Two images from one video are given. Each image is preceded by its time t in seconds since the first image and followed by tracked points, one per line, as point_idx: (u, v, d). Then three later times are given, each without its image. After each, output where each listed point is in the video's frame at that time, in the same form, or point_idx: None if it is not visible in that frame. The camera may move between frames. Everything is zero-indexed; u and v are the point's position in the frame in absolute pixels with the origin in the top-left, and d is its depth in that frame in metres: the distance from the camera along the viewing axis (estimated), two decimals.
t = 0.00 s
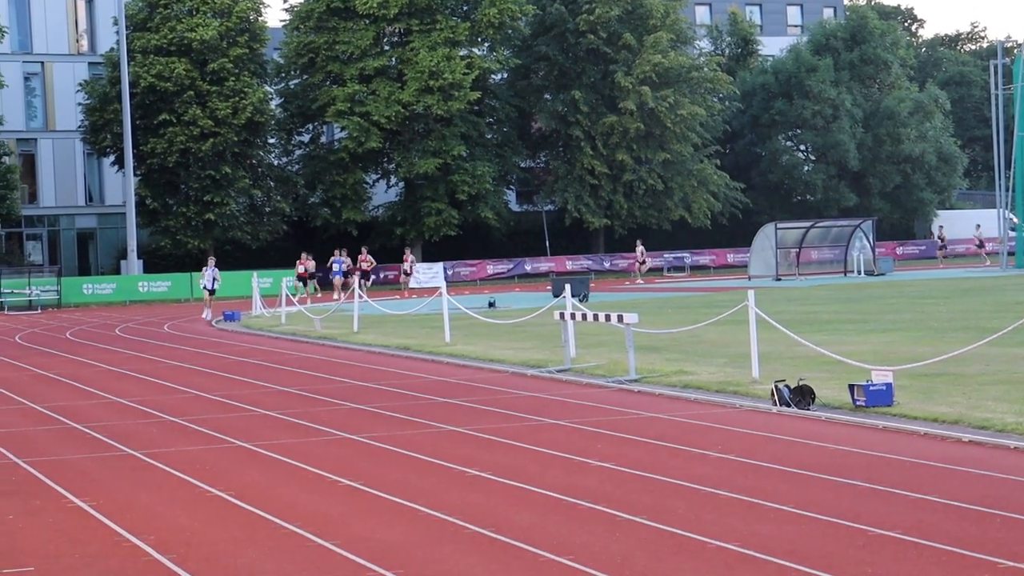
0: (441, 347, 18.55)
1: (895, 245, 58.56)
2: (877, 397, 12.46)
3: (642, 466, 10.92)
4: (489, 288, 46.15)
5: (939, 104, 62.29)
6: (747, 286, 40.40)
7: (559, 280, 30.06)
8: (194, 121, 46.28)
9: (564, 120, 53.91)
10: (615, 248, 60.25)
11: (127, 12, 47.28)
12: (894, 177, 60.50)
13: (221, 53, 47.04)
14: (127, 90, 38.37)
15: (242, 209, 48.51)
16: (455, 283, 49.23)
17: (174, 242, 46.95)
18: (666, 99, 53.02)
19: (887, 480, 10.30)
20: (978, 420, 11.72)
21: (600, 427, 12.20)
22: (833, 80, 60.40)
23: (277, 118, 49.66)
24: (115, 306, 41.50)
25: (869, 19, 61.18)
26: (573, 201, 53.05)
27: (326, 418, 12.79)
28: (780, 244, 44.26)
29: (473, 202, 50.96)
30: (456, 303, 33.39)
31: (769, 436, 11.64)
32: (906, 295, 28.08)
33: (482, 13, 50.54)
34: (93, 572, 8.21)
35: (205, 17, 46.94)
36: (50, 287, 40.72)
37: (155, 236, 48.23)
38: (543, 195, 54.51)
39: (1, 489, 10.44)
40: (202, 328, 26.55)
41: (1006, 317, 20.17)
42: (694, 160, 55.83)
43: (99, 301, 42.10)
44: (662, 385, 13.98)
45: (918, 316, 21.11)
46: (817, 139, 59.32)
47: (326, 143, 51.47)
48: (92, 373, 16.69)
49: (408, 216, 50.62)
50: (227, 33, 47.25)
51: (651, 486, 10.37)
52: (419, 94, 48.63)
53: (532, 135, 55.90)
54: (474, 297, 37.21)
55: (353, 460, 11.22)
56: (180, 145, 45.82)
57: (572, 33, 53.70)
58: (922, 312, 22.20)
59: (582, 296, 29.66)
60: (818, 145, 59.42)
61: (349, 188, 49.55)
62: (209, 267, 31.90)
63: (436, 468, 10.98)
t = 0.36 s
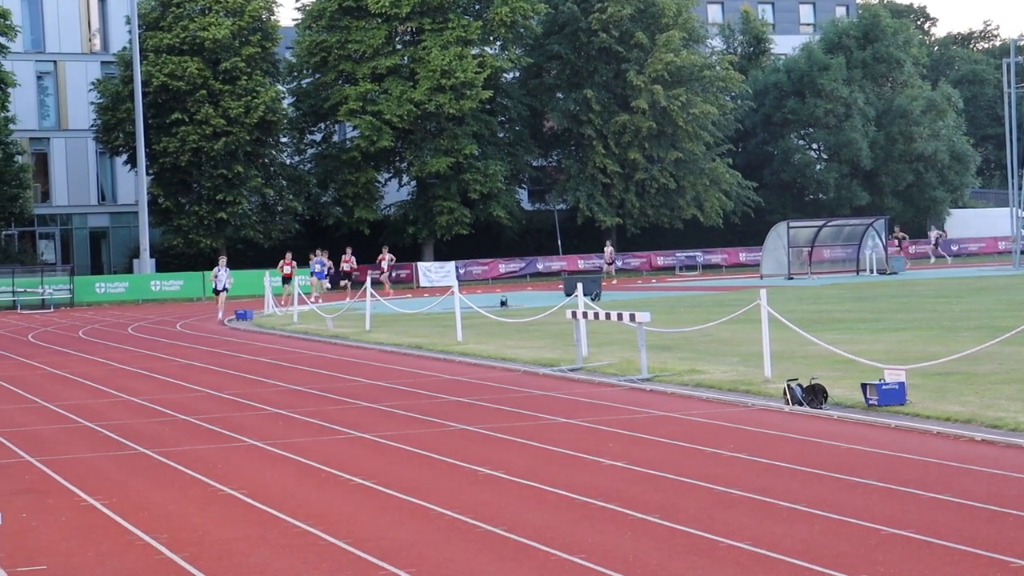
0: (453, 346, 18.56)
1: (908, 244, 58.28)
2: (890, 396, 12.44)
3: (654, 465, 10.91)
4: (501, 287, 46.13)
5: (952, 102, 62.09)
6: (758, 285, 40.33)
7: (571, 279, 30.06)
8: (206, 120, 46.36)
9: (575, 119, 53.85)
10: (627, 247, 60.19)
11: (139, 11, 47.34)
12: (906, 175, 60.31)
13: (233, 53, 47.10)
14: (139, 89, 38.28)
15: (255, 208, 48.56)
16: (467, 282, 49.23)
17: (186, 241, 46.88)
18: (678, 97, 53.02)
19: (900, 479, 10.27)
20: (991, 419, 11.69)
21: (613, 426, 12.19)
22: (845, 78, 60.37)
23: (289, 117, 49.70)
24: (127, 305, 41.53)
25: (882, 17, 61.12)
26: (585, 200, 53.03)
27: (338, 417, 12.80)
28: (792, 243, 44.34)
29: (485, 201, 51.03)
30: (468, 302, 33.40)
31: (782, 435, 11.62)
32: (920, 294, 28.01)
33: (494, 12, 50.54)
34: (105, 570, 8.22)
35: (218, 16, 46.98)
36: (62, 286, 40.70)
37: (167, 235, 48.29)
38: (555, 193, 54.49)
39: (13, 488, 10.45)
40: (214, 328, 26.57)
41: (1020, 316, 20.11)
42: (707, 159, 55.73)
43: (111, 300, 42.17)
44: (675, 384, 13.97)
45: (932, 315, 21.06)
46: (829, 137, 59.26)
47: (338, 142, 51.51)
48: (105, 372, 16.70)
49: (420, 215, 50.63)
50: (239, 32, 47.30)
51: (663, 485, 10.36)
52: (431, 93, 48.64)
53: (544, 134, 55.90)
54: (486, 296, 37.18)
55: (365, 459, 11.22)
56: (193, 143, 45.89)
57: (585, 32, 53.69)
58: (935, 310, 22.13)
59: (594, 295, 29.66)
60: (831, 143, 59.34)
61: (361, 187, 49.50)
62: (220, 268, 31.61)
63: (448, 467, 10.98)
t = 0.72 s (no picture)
0: (467, 350, 18.58)
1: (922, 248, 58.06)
2: (905, 401, 12.43)
3: (666, 469, 10.91)
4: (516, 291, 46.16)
5: (967, 106, 61.95)
6: (771, 289, 40.28)
7: (585, 283, 30.07)
8: (221, 124, 46.38)
9: (590, 123, 53.85)
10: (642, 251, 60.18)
11: (155, 16, 47.45)
12: (921, 180, 60.20)
13: (248, 57, 47.21)
14: (155, 95, 38.25)
15: (269, 213, 48.63)
16: (481, 286, 49.27)
17: (201, 245, 47.03)
18: (692, 101, 53.02)
19: (914, 483, 10.26)
20: (1005, 423, 11.67)
21: (627, 430, 12.19)
22: (859, 82, 60.34)
23: (303, 121, 49.80)
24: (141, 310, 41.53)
25: (896, 21, 61.05)
26: (599, 204, 53.01)
27: (352, 421, 12.82)
28: (808, 247, 43.80)
29: (500, 205, 50.99)
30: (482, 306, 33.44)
31: (796, 440, 11.62)
32: (935, 298, 27.96)
33: (508, 17, 50.61)
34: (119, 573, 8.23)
35: (232, 21, 47.13)
36: (78, 290, 41.05)
37: (181, 239, 48.36)
38: (569, 198, 54.46)
39: (27, 492, 10.47)
40: (229, 332, 26.61)
41: None
42: (721, 163, 55.71)
43: (126, 305, 42.21)
44: (688, 388, 13.97)
45: (948, 319, 21.03)
46: (844, 141, 59.21)
47: (352, 147, 51.57)
48: (120, 376, 16.74)
49: (434, 219, 50.66)
50: (254, 36, 47.43)
51: (677, 489, 10.36)
52: (446, 97, 48.73)
53: (559, 138, 55.91)
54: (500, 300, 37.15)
55: (378, 463, 11.23)
56: (207, 148, 45.91)
57: (599, 36, 53.71)
58: (951, 315, 22.10)
59: (609, 299, 29.67)
60: (845, 148, 59.30)
61: (375, 192, 49.53)
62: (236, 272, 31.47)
63: (461, 470, 11.00)
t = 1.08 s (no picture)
0: (470, 353, 18.61)
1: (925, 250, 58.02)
2: (908, 403, 12.45)
3: (670, 473, 10.90)
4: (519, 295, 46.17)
5: (969, 108, 61.96)
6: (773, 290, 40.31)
7: (589, 286, 30.09)
8: (224, 128, 46.39)
9: (593, 126, 53.85)
10: (645, 254, 60.25)
11: (157, 20, 47.52)
12: (924, 182, 60.24)
13: (250, 61, 47.17)
14: (158, 98, 38.16)
15: (272, 216, 48.64)
16: (484, 288, 49.30)
17: (204, 249, 47.18)
18: (695, 104, 53.03)
19: (918, 485, 10.26)
20: (1008, 425, 11.68)
21: (630, 433, 12.20)
22: (862, 85, 60.38)
23: (306, 125, 49.80)
24: (144, 313, 41.56)
25: (898, 23, 61.05)
26: (603, 207, 53.01)
27: (356, 424, 12.82)
28: (810, 249, 43.83)
29: (503, 208, 50.96)
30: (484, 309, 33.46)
31: (800, 442, 11.62)
32: (938, 300, 27.96)
33: (511, 20, 50.64)
34: None
35: (235, 24, 47.09)
36: (81, 294, 40.70)
37: (184, 242, 48.39)
38: (572, 200, 54.46)
39: (29, 495, 10.46)
40: (232, 335, 26.65)
41: None
42: (724, 166, 55.79)
43: (129, 308, 42.29)
44: (691, 391, 13.99)
45: (951, 322, 21.04)
46: (847, 144, 59.24)
47: (355, 149, 51.56)
48: (123, 380, 16.75)
49: (437, 222, 50.68)
50: (257, 40, 47.45)
51: (681, 491, 10.36)
52: (448, 100, 48.79)
53: (561, 141, 55.94)
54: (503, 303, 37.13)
55: (383, 466, 11.23)
56: (210, 152, 45.92)
57: (602, 39, 53.75)
58: (954, 317, 22.13)
59: (612, 301, 29.71)
60: (848, 150, 59.33)
61: (378, 195, 49.49)
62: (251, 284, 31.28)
63: (465, 474, 10.99)
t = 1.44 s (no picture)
0: (476, 352, 18.62)
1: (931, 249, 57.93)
2: (914, 402, 12.42)
3: (676, 472, 10.89)
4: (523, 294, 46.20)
5: (975, 107, 61.81)
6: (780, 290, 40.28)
7: (594, 286, 30.09)
8: (228, 128, 46.43)
9: (597, 125, 53.83)
10: (649, 254, 60.25)
11: (162, 20, 47.62)
12: (929, 181, 60.16)
13: (255, 61, 47.15)
14: (163, 98, 38.02)
15: (276, 216, 48.66)
16: (489, 288, 49.34)
17: (209, 249, 47.18)
18: (700, 103, 52.94)
19: (924, 485, 10.24)
20: (1014, 425, 11.65)
21: (636, 432, 12.20)
22: (868, 84, 60.27)
23: (311, 125, 49.82)
24: (149, 313, 41.61)
25: (904, 22, 60.90)
26: (607, 207, 52.98)
27: (361, 424, 12.83)
28: (815, 249, 43.88)
29: (507, 208, 50.92)
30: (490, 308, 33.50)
31: (806, 442, 11.62)
32: (943, 300, 27.92)
33: (515, 19, 50.60)
34: None
35: (240, 24, 47.11)
36: (86, 294, 40.83)
37: (190, 242, 48.41)
38: (577, 200, 54.43)
39: (34, 495, 10.47)
40: (237, 335, 26.67)
41: None
42: (729, 165, 55.79)
43: (134, 308, 42.39)
44: (697, 390, 13.98)
45: (956, 321, 21.01)
46: (852, 143, 59.14)
47: (360, 149, 51.58)
48: (129, 380, 16.75)
49: (442, 222, 50.67)
50: (262, 40, 47.44)
51: (686, 490, 10.35)
52: (453, 100, 48.79)
53: (566, 141, 55.90)
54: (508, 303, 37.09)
55: (388, 466, 11.22)
56: (215, 152, 45.95)
57: (606, 39, 53.73)
58: (959, 317, 22.11)
59: (617, 301, 29.71)
60: (854, 149, 59.20)
61: (383, 195, 49.52)
62: (272, 274, 29.99)
63: (471, 473, 10.98)
